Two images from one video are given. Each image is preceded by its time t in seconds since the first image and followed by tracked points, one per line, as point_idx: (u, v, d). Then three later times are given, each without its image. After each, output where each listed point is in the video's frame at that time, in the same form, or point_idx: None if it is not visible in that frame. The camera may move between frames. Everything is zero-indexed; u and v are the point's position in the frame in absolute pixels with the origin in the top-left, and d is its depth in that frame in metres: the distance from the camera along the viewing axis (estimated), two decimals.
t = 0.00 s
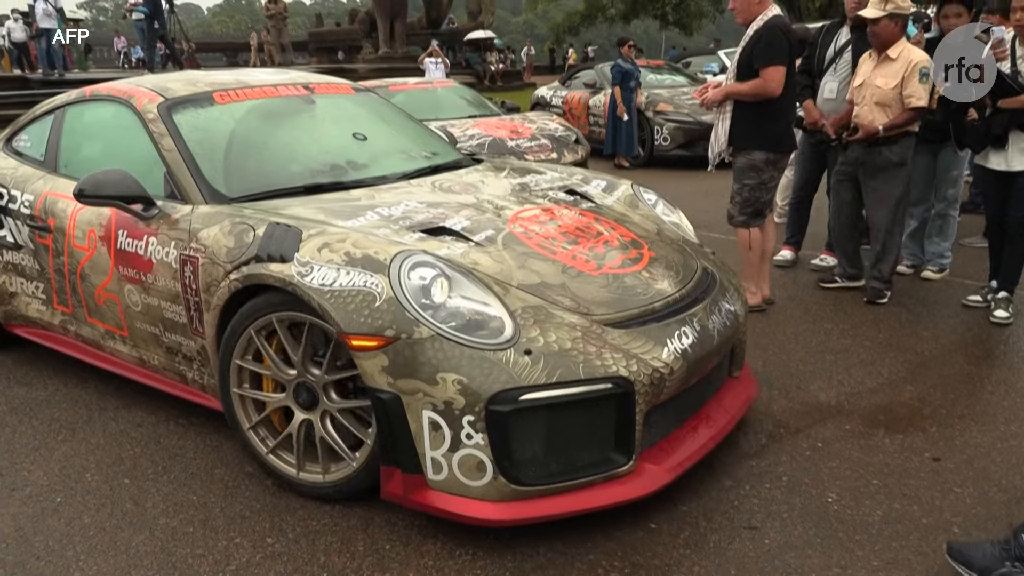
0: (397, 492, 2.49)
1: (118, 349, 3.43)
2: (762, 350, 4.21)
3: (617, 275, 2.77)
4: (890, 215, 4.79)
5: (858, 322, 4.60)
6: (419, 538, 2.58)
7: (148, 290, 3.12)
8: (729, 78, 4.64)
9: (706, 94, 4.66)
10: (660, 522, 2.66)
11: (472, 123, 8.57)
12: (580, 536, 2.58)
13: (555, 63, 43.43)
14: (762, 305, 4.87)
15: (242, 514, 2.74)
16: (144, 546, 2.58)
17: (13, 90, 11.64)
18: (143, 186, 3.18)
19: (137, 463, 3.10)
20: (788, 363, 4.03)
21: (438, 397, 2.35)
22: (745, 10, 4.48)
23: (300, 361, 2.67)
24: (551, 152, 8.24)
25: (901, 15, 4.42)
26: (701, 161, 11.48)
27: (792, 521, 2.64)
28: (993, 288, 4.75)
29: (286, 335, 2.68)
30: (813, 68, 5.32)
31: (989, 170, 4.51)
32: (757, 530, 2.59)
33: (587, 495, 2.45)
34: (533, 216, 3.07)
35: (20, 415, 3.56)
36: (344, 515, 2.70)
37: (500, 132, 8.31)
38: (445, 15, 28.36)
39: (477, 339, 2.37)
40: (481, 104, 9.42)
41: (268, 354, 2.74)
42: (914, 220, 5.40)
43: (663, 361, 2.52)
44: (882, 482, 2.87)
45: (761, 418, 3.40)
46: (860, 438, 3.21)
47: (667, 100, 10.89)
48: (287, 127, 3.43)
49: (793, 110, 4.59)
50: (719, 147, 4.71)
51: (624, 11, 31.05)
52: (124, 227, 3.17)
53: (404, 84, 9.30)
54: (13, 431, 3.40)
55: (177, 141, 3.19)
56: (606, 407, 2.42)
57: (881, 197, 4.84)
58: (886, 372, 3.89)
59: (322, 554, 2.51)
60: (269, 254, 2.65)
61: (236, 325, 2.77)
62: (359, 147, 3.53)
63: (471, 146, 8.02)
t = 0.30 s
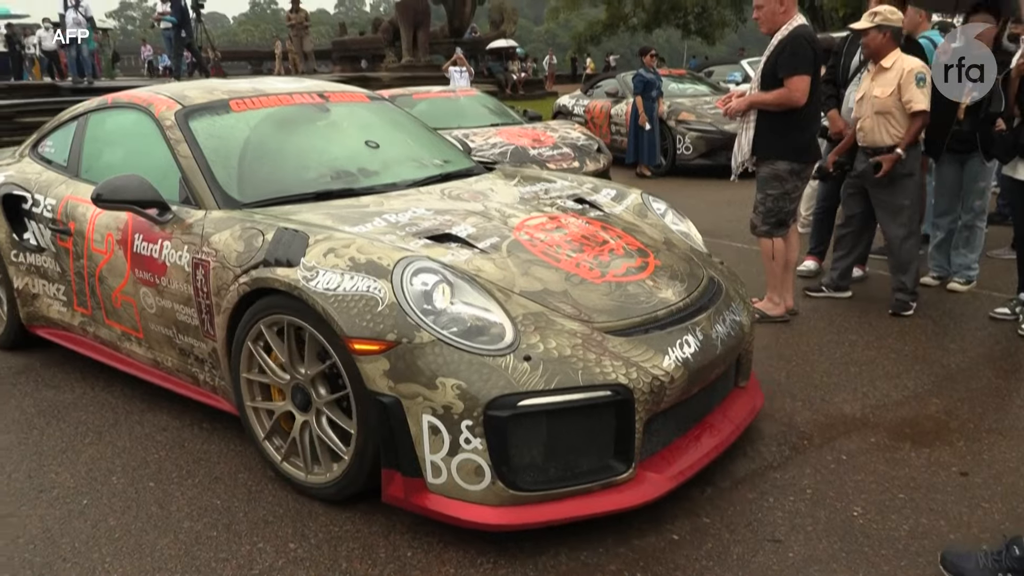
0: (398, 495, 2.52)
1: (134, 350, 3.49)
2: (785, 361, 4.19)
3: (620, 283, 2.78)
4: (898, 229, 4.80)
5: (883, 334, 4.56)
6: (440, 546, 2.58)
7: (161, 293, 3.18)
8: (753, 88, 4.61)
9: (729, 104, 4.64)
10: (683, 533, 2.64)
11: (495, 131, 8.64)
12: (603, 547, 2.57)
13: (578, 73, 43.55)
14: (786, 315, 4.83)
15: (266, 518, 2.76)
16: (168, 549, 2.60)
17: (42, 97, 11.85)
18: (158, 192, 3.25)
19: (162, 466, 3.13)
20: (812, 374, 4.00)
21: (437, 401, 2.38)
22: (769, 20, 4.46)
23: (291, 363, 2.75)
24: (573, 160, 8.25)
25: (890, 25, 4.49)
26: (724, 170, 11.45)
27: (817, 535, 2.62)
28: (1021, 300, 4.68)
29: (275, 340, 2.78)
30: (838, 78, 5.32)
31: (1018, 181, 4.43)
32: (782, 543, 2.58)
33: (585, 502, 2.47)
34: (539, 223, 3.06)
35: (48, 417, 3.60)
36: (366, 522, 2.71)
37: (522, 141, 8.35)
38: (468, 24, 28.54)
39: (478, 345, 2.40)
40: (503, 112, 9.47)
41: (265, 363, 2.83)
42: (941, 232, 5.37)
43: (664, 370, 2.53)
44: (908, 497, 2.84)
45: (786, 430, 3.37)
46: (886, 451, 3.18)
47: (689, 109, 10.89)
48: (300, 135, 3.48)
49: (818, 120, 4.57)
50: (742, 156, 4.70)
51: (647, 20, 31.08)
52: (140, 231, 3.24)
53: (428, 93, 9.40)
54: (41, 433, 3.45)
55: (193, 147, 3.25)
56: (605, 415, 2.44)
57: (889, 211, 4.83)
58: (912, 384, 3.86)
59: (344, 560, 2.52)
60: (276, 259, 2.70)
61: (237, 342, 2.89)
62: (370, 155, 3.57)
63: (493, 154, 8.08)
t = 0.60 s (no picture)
0: (426, 496, 2.56)
1: (175, 350, 3.60)
2: (830, 372, 4.12)
3: (650, 290, 2.78)
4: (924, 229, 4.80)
5: (933, 348, 4.46)
6: (479, 552, 2.59)
7: (202, 295, 3.27)
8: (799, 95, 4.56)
9: (775, 111, 4.60)
10: (726, 545, 2.61)
11: (535, 139, 8.69)
12: (644, 558, 2.55)
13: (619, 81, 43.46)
14: (831, 326, 4.77)
15: (308, 519, 2.80)
16: (213, 549, 2.65)
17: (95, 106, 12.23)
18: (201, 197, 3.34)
19: (208, 467, 3.20)
20: (859, 386, 3.93)
21: (465, 403, 2.41)
22: (816, 26, 4.41)
23: (316, 363, 2.85)
24: (614, 168, 8.25)
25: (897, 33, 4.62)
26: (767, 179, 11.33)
27: (864, 551, 2.57)
28: None
29: (301, 342, 2.89)
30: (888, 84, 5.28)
31: None
32: (828, 559, 2.53)
33: (612, 507, 2.47)
34: (570, 230, 3.08)
35: (99, 417, 3.71)
36: (407, 527, 2.73)
37: (563, 148, 8.38)
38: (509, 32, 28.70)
39: (506, 348, 2.43)
40: (544, 120, 9.52)
41: (295, 366, 2.94)
42: (994, 242, 5.25)
43: (692, 377, 2.52)
44: (960, 515, 2.77)
45: (832, 443, 3.32)
46: (936, 467, 3.11)
47: (732, 117, 10.81)
48: (338, 142, 3.55)
49: (865, 128, 4.50)
50: (787, 164, 4.66)
51: (689, 28, 30.91)
52: (183, 235, 3.34)
53: (469, 101, 9.48)
54: (93, 432, 3.55)
55: (234, 154, 3.35)
56: (632, 421, 2.45)
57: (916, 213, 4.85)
58: (963, 399, 3.77)
59: (385, 565, 2.54)
60: (311, 262, 2.77)
61: (273, 350, 3.00)
62: (405, 161, 3.63)
63: (534, 162, 8.12)
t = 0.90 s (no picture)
0: (465, 495, 2.60)
1: (225, 349, 3.70)
2: (886, 383, 4.03)
3: (690, 294, 2.77)
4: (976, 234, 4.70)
5: (995, 359, 4.33)
6: (525, 557, 2.59)
7: (251, 295, 3.37)
8: (855, 99, 4.48)
9: (829, 116, 4.51)
10: (777, 557, 2.56)
11: (584, 144, 8.70)
12: (690, 567, 2.53)
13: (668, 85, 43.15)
14: (888, 336, 4.67)
15: (356, 520, 2.84)
16: (264, 546, 2.71)
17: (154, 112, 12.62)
18: (251, 200, 3.44)
19: (259, 467, 3.28)
20: (917, 398, 3.83)
21: (503, 404, 2.44)
22: (874, 29, 4.34)
23: (356, 363, 2.92)
24: (663, 173, 8.23)
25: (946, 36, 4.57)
26: (821, 184, 11.13)
27: (921, 568, 2.50)
28: None
29: (341, 344, 2.97)
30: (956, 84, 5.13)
31: None
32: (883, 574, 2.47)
33: (650, 511, 2.47)
34: (611, 234, 3.09)
35: (155, 415, 3.83)
36: (453, 530, 2.75)
37: (612, 153, 8.37)
38: (558, 37, 28.73)
39: (545, 350, 2.45)
40: (592, 125, 9.53)
41: (338, 367, 3.02)
42: None
43: (732, 382, 2.51)
44: None
45: (888, 456, 3.24)
46: (998, 483, 3.01)
47: (784, 122, 10.65)
48: (384, 147, 3.62)
49: (923, 132, 4.39)
50: (842, 169, 4.56)
51: (741, 31, 30.53)
52: (234, 237, 3.44)
53: (518, 106, 9.56)
54: (150, 429, 3.68)
55: (284, 158, 3.44)
56: (671, 424, 2.45)
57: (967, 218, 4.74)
58: None
59: (431, 567, 2.57)
60: (355, 264, 2.83)
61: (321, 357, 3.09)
62: (449, 165, 3.68)
63: (582, 167, 8.13)
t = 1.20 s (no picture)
0: (481, 492, 2.63)
1: (249, 346, 3.77)
2: (915, 388, 3.98)
3: (708, 295, 2.78)
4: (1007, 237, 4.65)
5: None
6: (548, 559, 2.61)
7: (275, 293, 3.43)
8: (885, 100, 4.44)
9: (859, 117, 4.48)
10: (802, 564, 2.55)
11: (609, 145, 8.72)
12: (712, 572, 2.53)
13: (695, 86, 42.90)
14: (918, 340, 4.63)
15: (379, 520, 2.88)
16: (289, 545, 2.76)
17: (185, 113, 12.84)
18: (275, 200, 3.51)
19: (283, 466, 3.34)
20: (946, 404, 3.79)
21: (520, 402, 2.47)
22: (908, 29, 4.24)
23: (376, 361, 2.98)
24: (689, 174, 8.20)
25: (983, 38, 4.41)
26: (850, 186, 11.02)
27: None
28: None
29: (361, 345, 3.04)
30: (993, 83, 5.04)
31: None
32: None
33: (663, 510, 2.49)
34: (630, 234, 3.11)
35: (183, 413, 3.91)
36: (476, 531, 2.78)
37: (637, 154, 8.37)
38: (584, 38, 28.72)
39: (562, 350, 2.48)
40: (618, 126, 9.53)
41: (360, 366, 3.08)
42: None
43: (748, 382, 2.52)
44: None
45: (916, 462, 3.21)
46: None
47: (813, 123, 10.56)
48: (405, 148, 3.67)
49: (956, 133, 4.34)
50: (872, 171, 4.52)
51: (769, 31, 30.30)
52: (258, 236, 3.51)
53: (544, 107, 9.59)
54: (178, 427, 3.76)
55: (308, 159, 3.50)
56: (687, 423, 2.46)
57: (998, 221, 4.69)
58: None
59: (454, 567, 2.59)
60: (376, 263, 2.88)
61: (342, 361, 3.17)
62: (469, 166, 3.72)
63: (607, 168, 8.13)
